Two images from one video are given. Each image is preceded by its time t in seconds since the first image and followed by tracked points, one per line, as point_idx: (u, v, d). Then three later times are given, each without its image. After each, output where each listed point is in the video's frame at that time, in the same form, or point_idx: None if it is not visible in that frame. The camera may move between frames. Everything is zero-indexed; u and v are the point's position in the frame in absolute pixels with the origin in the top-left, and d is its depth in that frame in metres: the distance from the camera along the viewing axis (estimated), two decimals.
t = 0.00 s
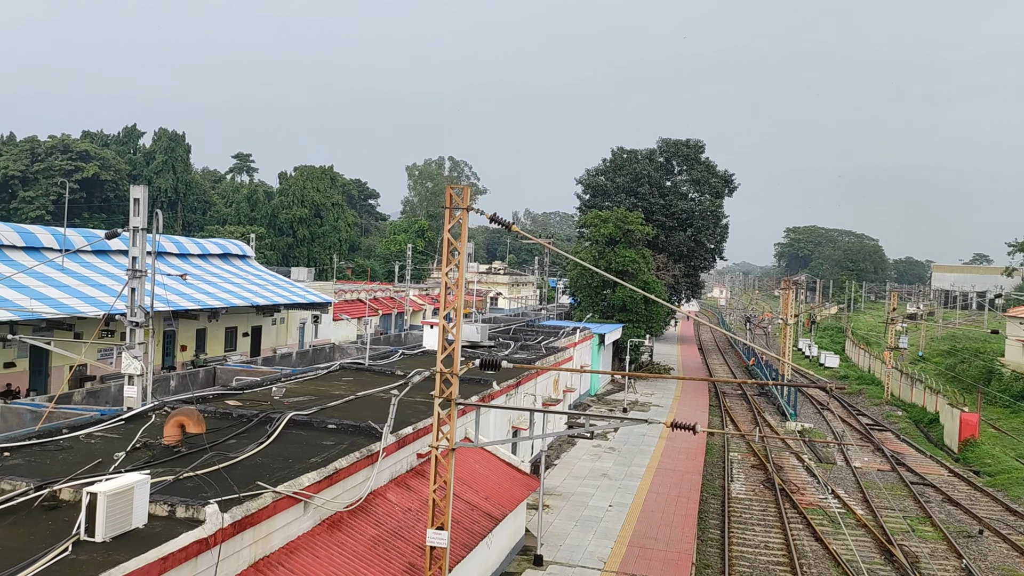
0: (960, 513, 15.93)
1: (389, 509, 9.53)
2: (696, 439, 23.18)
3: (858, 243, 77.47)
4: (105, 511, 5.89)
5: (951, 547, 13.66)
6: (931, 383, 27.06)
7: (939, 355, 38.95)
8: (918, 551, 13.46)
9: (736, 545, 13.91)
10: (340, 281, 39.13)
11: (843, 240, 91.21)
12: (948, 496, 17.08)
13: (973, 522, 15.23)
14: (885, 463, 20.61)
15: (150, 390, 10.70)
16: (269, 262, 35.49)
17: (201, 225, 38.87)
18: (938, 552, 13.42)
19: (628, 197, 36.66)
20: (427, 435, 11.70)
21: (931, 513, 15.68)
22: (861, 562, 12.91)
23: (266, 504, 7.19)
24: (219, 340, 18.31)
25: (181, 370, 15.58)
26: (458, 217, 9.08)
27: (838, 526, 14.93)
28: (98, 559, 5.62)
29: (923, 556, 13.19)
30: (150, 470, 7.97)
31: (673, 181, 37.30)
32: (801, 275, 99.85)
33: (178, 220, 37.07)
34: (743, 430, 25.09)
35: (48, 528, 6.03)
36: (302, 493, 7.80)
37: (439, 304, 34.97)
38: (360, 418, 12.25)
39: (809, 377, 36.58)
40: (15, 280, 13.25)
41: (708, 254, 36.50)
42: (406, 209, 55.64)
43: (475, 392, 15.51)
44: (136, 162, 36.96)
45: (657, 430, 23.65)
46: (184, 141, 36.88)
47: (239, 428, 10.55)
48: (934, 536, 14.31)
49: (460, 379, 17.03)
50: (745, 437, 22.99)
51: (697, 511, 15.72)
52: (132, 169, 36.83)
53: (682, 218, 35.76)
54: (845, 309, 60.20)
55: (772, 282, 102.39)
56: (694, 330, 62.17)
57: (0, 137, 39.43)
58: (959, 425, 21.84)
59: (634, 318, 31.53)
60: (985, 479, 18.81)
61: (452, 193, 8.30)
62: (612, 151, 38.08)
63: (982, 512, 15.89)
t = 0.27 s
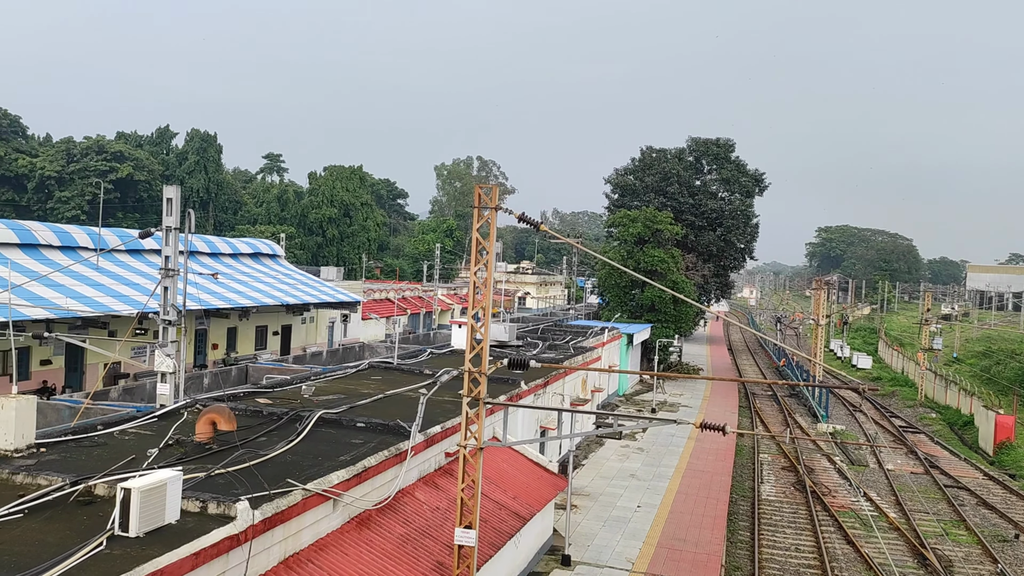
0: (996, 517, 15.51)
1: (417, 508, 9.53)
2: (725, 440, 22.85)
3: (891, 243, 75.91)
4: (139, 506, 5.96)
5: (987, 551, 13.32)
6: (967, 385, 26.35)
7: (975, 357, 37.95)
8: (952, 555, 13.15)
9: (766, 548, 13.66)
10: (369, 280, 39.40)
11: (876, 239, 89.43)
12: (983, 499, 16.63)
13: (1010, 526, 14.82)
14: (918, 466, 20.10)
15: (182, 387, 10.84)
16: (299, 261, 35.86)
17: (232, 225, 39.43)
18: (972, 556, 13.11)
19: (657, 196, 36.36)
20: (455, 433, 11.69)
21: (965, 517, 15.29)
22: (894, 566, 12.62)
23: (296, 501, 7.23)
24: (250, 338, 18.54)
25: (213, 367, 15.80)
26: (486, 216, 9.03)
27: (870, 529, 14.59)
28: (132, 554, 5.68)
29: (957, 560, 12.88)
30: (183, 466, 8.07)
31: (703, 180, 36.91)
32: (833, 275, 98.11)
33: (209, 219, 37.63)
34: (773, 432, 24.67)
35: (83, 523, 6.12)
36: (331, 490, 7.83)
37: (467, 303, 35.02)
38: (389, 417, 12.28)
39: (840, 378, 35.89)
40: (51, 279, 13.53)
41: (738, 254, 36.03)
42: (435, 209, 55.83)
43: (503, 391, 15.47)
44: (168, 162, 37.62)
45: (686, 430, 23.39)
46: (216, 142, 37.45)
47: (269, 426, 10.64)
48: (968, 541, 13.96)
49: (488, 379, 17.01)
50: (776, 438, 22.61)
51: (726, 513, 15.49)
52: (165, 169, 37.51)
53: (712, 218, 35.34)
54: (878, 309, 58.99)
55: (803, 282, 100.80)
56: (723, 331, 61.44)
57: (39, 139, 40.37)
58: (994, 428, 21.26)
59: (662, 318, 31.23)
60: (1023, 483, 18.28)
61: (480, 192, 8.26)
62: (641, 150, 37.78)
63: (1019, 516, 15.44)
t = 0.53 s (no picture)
0: None
1: (445, 506, 9.53)
2: (755, 441, 22.52)
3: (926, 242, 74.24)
4: (172, 501, 6.02)
5: None
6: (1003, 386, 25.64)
7: (1012, 358, 36.93)
8: (987, 560, 12.84)
9: (797, 550, 13.41)
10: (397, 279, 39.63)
11: (910, 239, 87.58)
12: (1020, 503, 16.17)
13: None
14: (952, 468, 19.59)
15: (214, 385, 10.98)
16: (328, 260, 36.18)
17: (263, 224, 39.94)
18: (1009, 561, 12.81)
19: (687, 195, 36.01)
20: (483, 433, 11.67)
21: (1002, 521, 14.90)
22: (928, 569, 12.33)
23: (325, 498, 7.25)
24: (280, 337, 18.74)
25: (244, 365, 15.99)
26: (514, 216, 8.97)
27: (903, 532, 14.26)
28: (165, 550, 5.73)
29: (993, 565, 12.57)
30: (214, 464, 8.15)
31: (732, 179, 36.48)
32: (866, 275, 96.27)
33: (240, 219, 38.14)
34: (804, 433, 24.24)
35: (117, 518, 6.20)
36: (360, 488, 7.85)
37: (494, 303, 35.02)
38: (417, 416, 12.30)
39: (873, 378, 35.15)
40: (86, 279, 13.79)
41: (768, 254, 35.53)
42: (463, 208, 55.95)
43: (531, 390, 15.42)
44: (200, 162, 38.21)
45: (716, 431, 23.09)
46: (246, 142, 37.96)
47: (299, 424, 10.72)
48: (1005, 545, 13.62)
49: (516, 378, 16.97)
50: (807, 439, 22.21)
51: (756, 514, 15.25)
52: (197, 169, 38.12)
53: (742, 217, 34.87)
54: (912, 309, 57.73)
55: (835, 282, 99.08)
56: (753, 330, 60.63)
57: (77, 140, 41.29)
58: None
59: (691, 318, 30.90)
60: None
61: (509, 192, 8.21)
62: (670, 149, 37.42)
63: None
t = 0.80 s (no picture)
0: None
1: (474, 505, 9.51)
2: (786, 442, 22.15)
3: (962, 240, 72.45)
4: (204, 499, 6.09)
5: None
6: None
7: None
8: None
9: (829, 552, 13.15)
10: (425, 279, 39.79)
11: (946, 237, 85.55)
12: None
13: None
14: (989, 470, 19.04)
15: (245, 384, 11.10)
16: (357, 260, 36.47)
17: (293, 224, 40.41)
18: None
19: (716, 194, 35.59)
20: (512, 432, 11.63)
21: None
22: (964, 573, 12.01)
23: (355, 496, 7.28)
24: (309, 336, 18.92)
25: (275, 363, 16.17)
26: (543, 215, 8.89)
27: (938, 535, 13.90)
28: (197, 546, 5.79)
29: None
30: (245, 461, 8.23)
31: (763, 178, 35.97)
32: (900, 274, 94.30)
33: (271, 219, 38.60)
34: (836, 434, 23.78)
35: (151, 514, 6.28)
36: (389, 487, 7.87)
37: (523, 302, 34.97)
38: (445, 415, 12.30)
39: (907, 379, 34.39)
40: (120, 279, 14.04)
41: (800, 253, 34.96)
42: (491, 208, 55.99)
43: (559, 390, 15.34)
44: (232, 163, 38.75)
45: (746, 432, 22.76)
46: (276, 143, 38.40)
47: (328, 422, 10.79)
48: None
49: (544, 377, 16.90)
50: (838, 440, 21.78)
51: (787, 516, 14.98)
52: (228, 170, 38.67)
53: (772, 216, 34.36)
54: (948, 309, 56.38)
55: (868, 281, 97.24)
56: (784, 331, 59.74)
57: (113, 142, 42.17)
58: None
59: (721, 318, 30.53)
60: None
61: (536, 191, 8.13)
62: (700, 148, 37.01)
63: None
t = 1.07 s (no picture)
0: None
1: (502, 505, 9.47)
2: (818, 443, 21.75)
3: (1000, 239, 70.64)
4: (235, 496, 6.14)
5: None
6: None
7: None
8: None
9: (861, 555, 12.88)
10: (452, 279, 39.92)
11: (983, 236, 83.50)
12: None
13: None
14: None
15: (276, 383, 11.20)
16: (386, 260, 36.71)
17: (323, 225, 40.83)
18: None
19: (746, 193, 35.14)
20: (540, 432, 11.57)
21: None
22: None
23: (383, 495, 7.28)
24: (339, 336, 19.07)
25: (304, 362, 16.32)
26: (571, 215, 8.81)
27: (974, 539, 13.53)
28: (228, 543, 5.84)
29: None
30: (275, 460, 8.29)
31: (793, 177, 35.44)
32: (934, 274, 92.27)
33: (300, 220, 39.01)
34: (868, 435, 23.32)
35: (183, 512, 6.35)
36: (418, 486, 7.87)
37: (550, 302, 34.90)
38: (473, 415, 12.29)
39: (941, 380, 33.59)
40: (153, 279, 14.27)
41: (831, 253, 34.36)
42: (519, 208, 56.00)
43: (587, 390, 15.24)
44: (263, 165, 39.25)
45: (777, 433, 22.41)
46: (306, 144, 38.83)
47: (357, 421, 10.85)
48: None
49: (572, 377, 16.82)
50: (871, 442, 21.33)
51: (819, 518, 14.70)
52: (259, 171, 39.19)
53: (803, 215, 33.82)
54: (984, 310, 55.01)
55: (901, 281, 95.33)
56: (814, 331, 58.83)
57: (147, 145, 43.00)
58: None
59: (751, 318, 30.14)
60: None
61: (565, 191, 8.06)
62: (729, 147, 36.57)
63: None
